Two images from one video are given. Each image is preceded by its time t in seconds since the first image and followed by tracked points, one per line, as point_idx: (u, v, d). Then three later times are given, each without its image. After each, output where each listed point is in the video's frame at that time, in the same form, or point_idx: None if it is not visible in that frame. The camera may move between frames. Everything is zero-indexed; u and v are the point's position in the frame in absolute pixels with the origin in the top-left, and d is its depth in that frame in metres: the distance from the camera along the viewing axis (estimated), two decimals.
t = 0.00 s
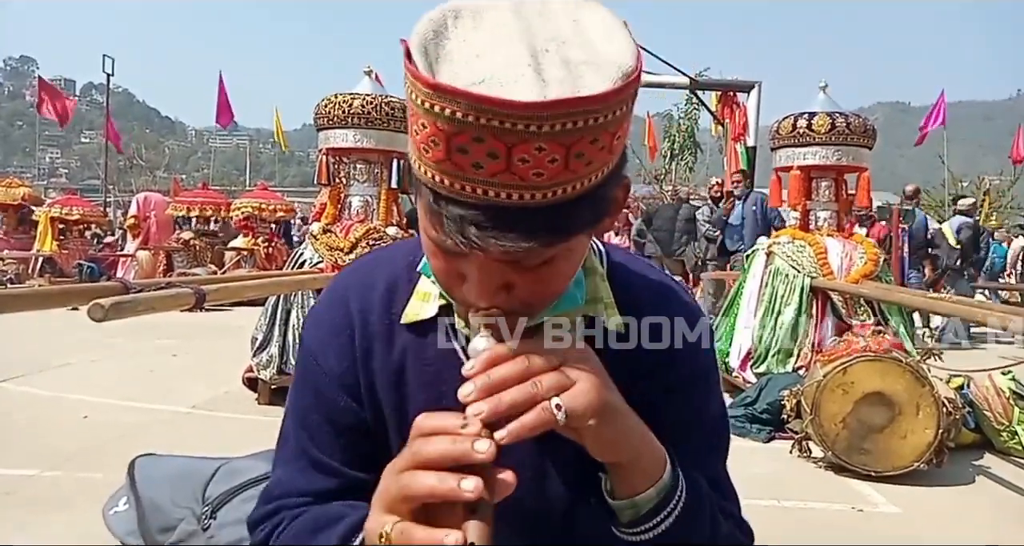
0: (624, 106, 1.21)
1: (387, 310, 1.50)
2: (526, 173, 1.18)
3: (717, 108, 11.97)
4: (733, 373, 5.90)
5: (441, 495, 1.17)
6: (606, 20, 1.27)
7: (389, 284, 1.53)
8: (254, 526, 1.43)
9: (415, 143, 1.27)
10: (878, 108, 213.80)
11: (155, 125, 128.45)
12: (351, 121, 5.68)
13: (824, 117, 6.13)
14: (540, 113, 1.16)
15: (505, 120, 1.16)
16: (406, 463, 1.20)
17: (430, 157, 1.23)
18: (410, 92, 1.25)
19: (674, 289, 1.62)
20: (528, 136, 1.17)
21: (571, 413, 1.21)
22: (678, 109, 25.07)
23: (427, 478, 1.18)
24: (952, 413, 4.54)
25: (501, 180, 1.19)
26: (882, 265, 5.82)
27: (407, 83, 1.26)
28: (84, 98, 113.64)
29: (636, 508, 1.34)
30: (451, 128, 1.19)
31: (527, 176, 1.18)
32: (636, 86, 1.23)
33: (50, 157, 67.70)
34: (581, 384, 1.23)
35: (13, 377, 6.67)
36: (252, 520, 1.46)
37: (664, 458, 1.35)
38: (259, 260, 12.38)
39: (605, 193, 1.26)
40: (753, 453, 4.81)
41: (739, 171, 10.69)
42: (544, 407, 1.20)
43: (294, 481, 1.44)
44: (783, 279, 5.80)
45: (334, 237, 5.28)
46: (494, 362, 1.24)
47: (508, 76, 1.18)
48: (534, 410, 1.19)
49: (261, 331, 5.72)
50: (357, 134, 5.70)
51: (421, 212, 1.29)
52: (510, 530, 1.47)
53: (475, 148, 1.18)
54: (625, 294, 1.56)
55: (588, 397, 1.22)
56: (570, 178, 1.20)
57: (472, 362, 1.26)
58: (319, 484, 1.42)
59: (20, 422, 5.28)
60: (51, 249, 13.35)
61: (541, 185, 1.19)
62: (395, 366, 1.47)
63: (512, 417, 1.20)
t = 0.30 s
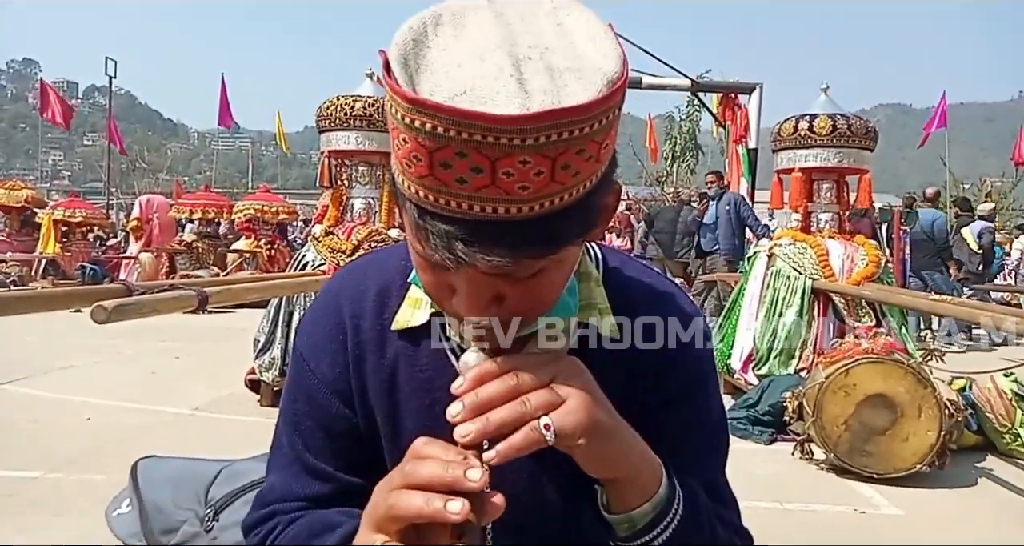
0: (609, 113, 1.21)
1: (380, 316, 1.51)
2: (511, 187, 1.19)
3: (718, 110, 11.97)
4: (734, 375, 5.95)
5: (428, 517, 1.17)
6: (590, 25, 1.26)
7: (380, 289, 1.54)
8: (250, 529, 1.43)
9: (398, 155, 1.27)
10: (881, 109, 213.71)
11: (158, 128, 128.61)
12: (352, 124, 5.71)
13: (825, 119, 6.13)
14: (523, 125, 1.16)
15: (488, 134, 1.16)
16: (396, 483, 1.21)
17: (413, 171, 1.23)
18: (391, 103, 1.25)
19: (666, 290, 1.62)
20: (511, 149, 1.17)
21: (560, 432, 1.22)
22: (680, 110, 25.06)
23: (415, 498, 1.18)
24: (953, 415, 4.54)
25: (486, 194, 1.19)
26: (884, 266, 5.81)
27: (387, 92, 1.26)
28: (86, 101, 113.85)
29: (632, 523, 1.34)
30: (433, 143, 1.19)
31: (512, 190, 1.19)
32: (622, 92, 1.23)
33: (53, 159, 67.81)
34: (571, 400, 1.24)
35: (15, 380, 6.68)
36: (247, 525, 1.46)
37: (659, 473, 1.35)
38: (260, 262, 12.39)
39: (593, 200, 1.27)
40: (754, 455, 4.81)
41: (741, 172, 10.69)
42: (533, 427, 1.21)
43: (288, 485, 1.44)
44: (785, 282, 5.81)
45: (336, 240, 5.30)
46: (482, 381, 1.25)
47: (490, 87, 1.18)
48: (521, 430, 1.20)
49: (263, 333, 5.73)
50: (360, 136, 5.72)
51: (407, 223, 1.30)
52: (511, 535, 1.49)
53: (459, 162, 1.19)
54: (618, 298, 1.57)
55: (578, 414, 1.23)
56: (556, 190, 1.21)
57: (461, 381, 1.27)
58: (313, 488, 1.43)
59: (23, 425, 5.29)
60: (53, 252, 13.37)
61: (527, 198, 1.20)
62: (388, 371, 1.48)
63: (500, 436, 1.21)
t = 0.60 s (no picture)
0: (627, 102, 1.23)
1: (390, 309, 1.50)
2: (535, 172, 1.19)
3: (718, 109, 11.97)
4: (735, 374, 5.95)
5: (440, 489, 1.18)
6: (598, 22, 1.27)
7: (392, 282, 1.53)
8: (260, 516, 1.45)
9: (419, 146, 1.28)
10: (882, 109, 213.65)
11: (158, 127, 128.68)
12: (353, 123, 5.70)
13: (826, 118, 6.12)
14: (547, 111, 1.17)
15: (514, 120, 1.17)
16: (407, 456, 1.22)
17: (437, 159, 1.23)
18: (412, 95, 1.26)
19: (669, 288, 1.62)
20: (536, 134, 1.18)
21: (571, 415, 1.21)
22: (681, 110, 25.08)
23: (428, 471, 1.19)
24: (954, 414, 4.53)
25: (509, 180, 1.20)
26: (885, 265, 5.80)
27: (408, 85, 1.27)
28: (87, 100, 113.98)
29: (639, 514, 1.34)
30: (459, 130, 1.20)
31: (536, 175, 1.20)
32: (637, 83, 1.25)
33: (54, 158, 67.87)
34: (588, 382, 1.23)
35: (16, 379, 6.68)
36: (258, 512, 1.47)
37: (666, 466, 1.35)
38: (261, 262, 12.41)
39: (609, 188, 1.28)
40: (754, 454, 4.81)
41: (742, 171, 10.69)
42: (545, 408, 1.20)
43: (298, 474, 1.45)
44: (786, 281, 5.81)
45: (337, 240, 5.30)
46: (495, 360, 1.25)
47: (513, 75, 1.19)
48: (534, 410, 1.20)
49: (264, 333, 5.72)
50: (360, 136, 5.70)
51: (426, 212, 1.29)
52: (514, 527, 1.49)
53: (484, 149, 1.19)
54: (621, 294, 1.57)
55: (591, 400, 1.22)
56: (577, 177, 1.22)
57: (474, 363, 1.27)
58: (322, 477, 1.44)
59: (24, 424, 5.29)
60: (54, 251, 13.38)
61: (550, 184, 1.21)
62: (398, 363, 1.47)
63: (511, 415, 1.21)
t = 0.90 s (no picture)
0: (657, 90, 1.35)
1: (413, 296, 1.57)
2: (573, 145, 1.30)
3: (716, 110, 12.03)
4: (732, 374, 5.91)
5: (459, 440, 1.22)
6: (625, 21, 1.39)
7: (416, 270, 1.61)
8: (276, 490, 1.50)
9: (462, 124, 1.38)
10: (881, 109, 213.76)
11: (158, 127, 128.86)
12: (354, 124, 5.74)
13: (823, 120, 6.16)
14: (589, 86, 1.28)
15: (557, 95, 1.28)
16: (424, 408, 1.26)
17: (481, 132, 1.34)
18: (459, 73, 1.37)
19: (678, 291, 1.69)
20: (576, 108, 1.29)
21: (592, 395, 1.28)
22: (680, 111, 25.21)
23: (448, 424, 1.23)
24: (950, 413, 4.57)
25: (548, 153, 1.30)
26: (880, 266, 5.84)
27: (455, 66, 1.38)
28: (87, 99, 114.17)
29: (634, 511, 1.40)
30: (505, 103, 1.31)
31: (574, 148, 1.30)
32: (666, 73, 1.37)
33: (55, 158, 67.98)
34: (611, 375, 1.29)
35: (18, 379, 6.73)
36: (274, 485, 1.53)
37: (662, 466, 1.41)
38: (261, 262, 12.45)
39: (637, 172, 1.39)
40: (750, 452, 4.86)
41: (740, 172, 10.73)
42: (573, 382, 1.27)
43: (317, 451, 1.49)
44: (782, 281, 5.85)
45: (338, 239, 5.35)
46: (520, 330, 1.29)
47: (556, 54, 1.30)
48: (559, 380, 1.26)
49: (265, 332, 5.77)
50: (360, 137, 5.76)
51: (462, 189, 1.38)
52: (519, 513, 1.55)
53: (528, 121, 1.30)
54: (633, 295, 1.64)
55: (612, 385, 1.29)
56: (610, 154, 1.33)
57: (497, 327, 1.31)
58: (341, 454, 1.48)
59: (27, 423, 5.34)
60: (55, 252, 13.43)
61: (585, 157, 1.31)
62: (418, 350, 1.54)
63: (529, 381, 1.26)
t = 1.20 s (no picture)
0: (679, 97, 1.31)
1: (416, 294, 1.52)
2: (591, 145, 1.25)
3: (716, 107, 11.97)
4: (734, 372, 5.97)
5: (461, 447, 1.17)
6: (648, 23, 1.35)
7: (419, 267, 1.55)
8: (276, 488, 1.45)
9: (478, 116, 1.33)
10: (879, 106, 213.79)
11: (155, 124, 128.56)
12: (351, 120, 5.68)
13: (825, 116, 6.12)
14: (614, 86, 1.24)
15: (579, 93, 1.24)
16: (419, 409, 1.21)
17: (498, 125, 1.29)
18: (479, 65, 1.32)
19: (683, 290, 1.63)
20: (598, 108, 1.24)
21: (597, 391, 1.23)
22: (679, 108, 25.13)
23: (449, 431, 1.18)
24: (952, 412, 4.50)
25: (565, 150, 1.25)
26: (882, 263, 5.79)
27: (476, 57, 1.33)
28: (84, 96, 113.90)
29: (644, 511, 1.34)
30: (525, 97, 1.26)
31: (591, 149, 1.25)
32: (689, 80, 1.33)
33: (51, 156, 67.81)
34: (611, 372, 1.24)
35: (13, 377, 6.67)
36: (274, 483, 1.48)
37: (670, 461, 1.35)
38: (258, 260, 12.39)
39: (650, 179, 1.34)
40: (752, 451, 4.81)
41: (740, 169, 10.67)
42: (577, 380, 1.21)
43: (316, 448, 1.44)
44: (783, 278, 5.81)
45: (334, 236, 5.28)
46: (517, 329, 1.24)
47: (580, 52, 1.26)
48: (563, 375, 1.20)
49: (261, 330, 5.71)
50: (357, 133, 5.69)
51: (472, 181, 1.32)
52: (519, 514, 1.50)
53: (546, 118, 1.25)
54: (638, 292, 1.58)
55: (616, 380, 1.24)
56: (628, 156, 1.28)
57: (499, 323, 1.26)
58: (342, 451, 1.43)
59: (21, 422, 5.28)
60: (51, 249, 13.35)
61: (602, 158, 1.26)
62: (420, 348, 1.49)
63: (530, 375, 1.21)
